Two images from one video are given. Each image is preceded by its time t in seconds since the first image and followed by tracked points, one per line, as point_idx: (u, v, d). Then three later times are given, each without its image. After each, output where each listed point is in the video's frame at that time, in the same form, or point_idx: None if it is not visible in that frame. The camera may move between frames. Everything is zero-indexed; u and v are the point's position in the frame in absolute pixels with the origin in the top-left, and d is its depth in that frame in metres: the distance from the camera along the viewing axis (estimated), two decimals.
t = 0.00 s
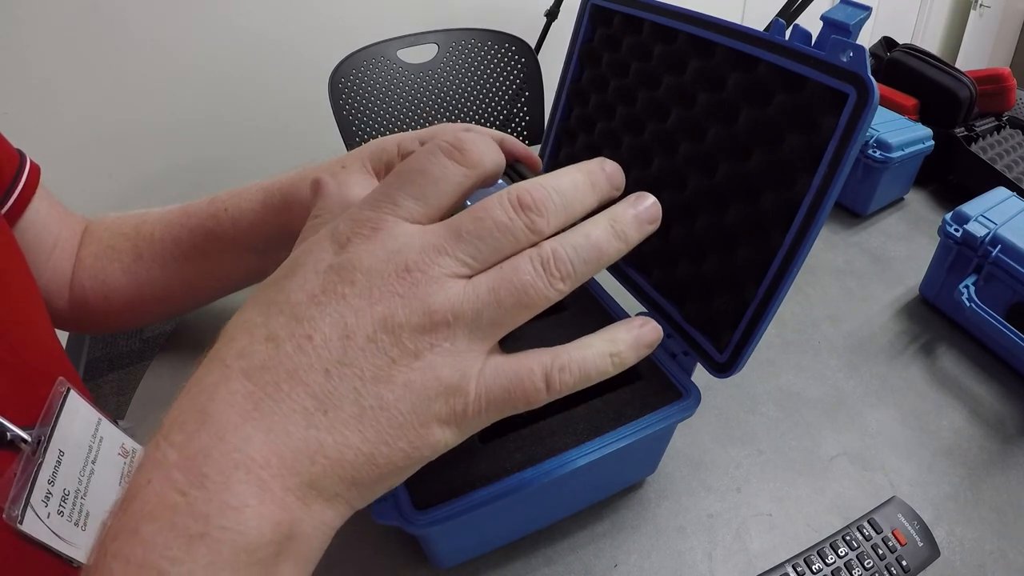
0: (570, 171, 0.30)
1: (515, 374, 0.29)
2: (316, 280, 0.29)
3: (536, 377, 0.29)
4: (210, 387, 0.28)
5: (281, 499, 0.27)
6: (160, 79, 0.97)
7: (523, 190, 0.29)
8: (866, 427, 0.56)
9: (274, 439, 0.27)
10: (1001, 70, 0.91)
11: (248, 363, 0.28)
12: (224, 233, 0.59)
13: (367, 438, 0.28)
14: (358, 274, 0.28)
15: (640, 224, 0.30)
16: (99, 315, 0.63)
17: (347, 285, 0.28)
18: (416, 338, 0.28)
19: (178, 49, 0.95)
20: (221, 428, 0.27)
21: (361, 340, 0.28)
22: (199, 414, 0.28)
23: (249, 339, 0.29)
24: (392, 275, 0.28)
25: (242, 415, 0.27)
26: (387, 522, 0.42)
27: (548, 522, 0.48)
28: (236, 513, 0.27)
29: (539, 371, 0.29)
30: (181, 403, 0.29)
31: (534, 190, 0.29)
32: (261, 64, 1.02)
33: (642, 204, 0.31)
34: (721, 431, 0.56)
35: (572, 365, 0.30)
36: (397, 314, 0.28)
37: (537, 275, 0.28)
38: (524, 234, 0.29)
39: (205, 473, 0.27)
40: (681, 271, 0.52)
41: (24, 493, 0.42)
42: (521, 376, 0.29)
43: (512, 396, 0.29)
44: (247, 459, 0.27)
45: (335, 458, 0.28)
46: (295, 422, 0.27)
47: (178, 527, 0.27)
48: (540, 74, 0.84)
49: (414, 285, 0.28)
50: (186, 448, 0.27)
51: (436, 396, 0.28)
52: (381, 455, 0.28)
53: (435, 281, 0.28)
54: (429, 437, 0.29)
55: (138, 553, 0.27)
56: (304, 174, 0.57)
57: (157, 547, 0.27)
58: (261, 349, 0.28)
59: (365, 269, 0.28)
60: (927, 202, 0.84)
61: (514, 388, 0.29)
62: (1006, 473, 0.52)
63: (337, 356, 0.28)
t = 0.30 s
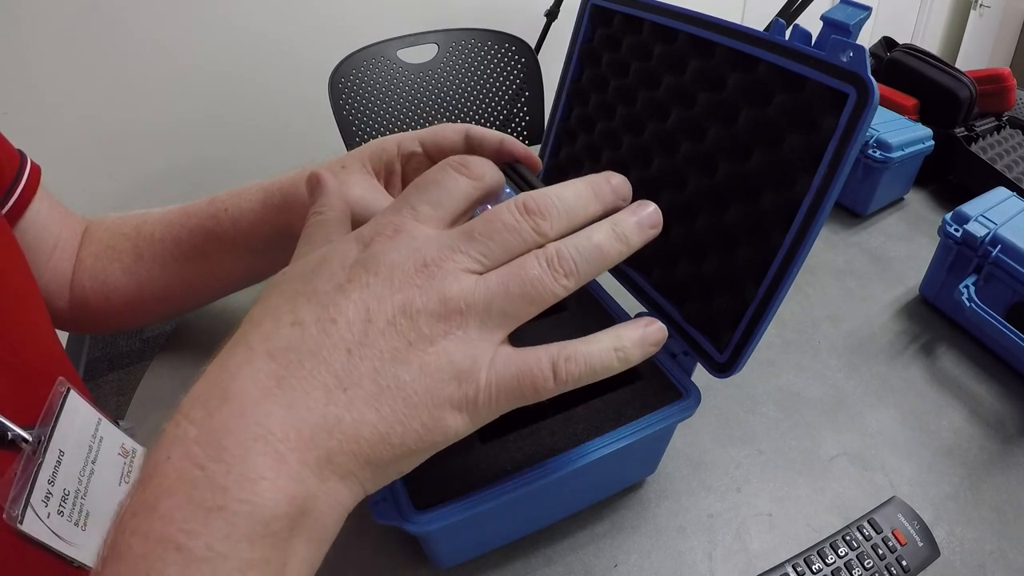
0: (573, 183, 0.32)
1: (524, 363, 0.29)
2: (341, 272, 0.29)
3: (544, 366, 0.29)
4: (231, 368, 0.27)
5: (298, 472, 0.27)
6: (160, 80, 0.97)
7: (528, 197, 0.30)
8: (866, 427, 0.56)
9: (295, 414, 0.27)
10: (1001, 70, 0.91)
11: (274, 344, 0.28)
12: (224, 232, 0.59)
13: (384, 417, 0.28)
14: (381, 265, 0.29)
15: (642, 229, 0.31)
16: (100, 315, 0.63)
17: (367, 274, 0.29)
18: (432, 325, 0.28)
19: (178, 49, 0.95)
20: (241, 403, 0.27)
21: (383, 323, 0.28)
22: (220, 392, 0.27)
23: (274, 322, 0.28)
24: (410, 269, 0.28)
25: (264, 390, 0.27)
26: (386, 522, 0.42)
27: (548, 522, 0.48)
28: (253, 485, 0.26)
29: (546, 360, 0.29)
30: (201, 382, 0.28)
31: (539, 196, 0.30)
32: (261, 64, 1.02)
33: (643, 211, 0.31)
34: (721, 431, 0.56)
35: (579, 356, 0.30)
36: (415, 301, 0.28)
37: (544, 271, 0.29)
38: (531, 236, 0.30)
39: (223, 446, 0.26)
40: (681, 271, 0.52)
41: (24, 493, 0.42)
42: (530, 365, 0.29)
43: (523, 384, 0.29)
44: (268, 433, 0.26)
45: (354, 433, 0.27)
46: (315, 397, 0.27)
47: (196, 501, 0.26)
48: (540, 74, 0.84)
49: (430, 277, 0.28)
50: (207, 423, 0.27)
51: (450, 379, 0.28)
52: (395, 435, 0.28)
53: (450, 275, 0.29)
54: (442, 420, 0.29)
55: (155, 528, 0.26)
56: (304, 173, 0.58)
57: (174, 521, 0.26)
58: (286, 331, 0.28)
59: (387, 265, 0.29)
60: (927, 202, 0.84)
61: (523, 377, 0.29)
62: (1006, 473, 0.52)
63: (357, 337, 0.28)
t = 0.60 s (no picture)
0: (565, 143, 0.30)
1: (507, 356, 0.29)
2: (300, 266, 0.29)
3: (527, 361, 0.29)
4: (191, 375, 0.28)
5: (260, 489, 0.27)
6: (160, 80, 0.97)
7: (511, 163, 0.29)
8: (866, 427, 0.56)
9: (252, 428, 0.27)
10: (1001, 70, 0.91)
11: (230, 353, 0.28)
12: (224, 233, 0.59)
13: (347, 428, 0.28)
14: (340, 258, 0.29)
15: (641, 195, 0.30)
16: (99, 315, 0.63)
17: (328, 268, 0.29)
18: (399, 321, 0.28)
19: (178, 49, 0.95)
20: (199, 418, 0.27)
21: (343, 324, 0.28)
22: (178, 407, 0.27)
23: (231, 328, 0.29)
24: (375, 257, 0.28)
25: (222, 405, 0.27)
26: (387, 523, 0.42)
27: (548, 522, 0.48)
28: (213, 505, 0.27)
29: (531, 352, 0.29)
30: (164, 395, 0.29)
31: (523, 162, 0.29)
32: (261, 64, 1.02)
33: (643, 173, 0.30)
34: (721, 431, 0.56)
35: (567, 349, 0.29)
36: (377, 294, 0.28)
37: (526, 252, 0.28)
38: (513, 209, 0.29)
39: (184, 465, 0.27)
40: (681, 271, 0.52)
41: (24, 493, 0.42)
42: (513, 361, 0.29)
43: (504, 381, 0.28)
44: (227, 450, 0.27)
45: (313, 448, 0.27)
46: (274, 412, 0.27)
47: (158, 520, 0.27)
48: (540, 74, 0.84)
49: (397, 267, 0.28)
50: (168, 439, 0.27)
51: (421, 382, 0.28)
52: (362, 446, 0.28)
53: (418, 262, 0.28)
54: (414, 426, 0.29)
55: (118, 545, 0.26)
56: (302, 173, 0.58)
57: (136, 540, 0.27)
58: (242, 336, 0.28)
59: (347, 251, 0.29)
60: (928, 202, 0.84)
61: (504, 374, 0.29)
62: (1007, 474, 0.52)
63: (316, 343, 0.28)
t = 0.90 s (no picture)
0: (561, 168, 0.30)
1: (499, 381, 0.29)
2: (297, 286, 0.29)
3: (520, 385, 0.29)
4: (190, 390, 0.28)
5: (258, 505, 0.27)
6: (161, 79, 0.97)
7: (506, 189, 0.29)
8: (866, 427, 0.56)
9: (250, 445, 0.27)
10: (1001, 70, 0.91)
11: (228, 369, 0.28)
12: (224, 233, 0.59)
13: (343, 447, 0.28)
14: (337, 278, 0.29)
15: (636, 222, 0.30)
16: (100, 315, 0.63)
17: (325, 290, 0.28)
18: (394, 344, 0.28)
19: (178, 48, 0.95)
20: (196, 434, 0.27)
21: (339, 345, 0.28)
22: (177, 422, 0.28)
23: (228, 345, 0.29)
24: (371, 279, 0.28)
25: (218, 421, 0.27)
26: (388, 523, 0.42)
27: (548, 522, 0.48)
28: (210, 520, 0.27)
29: (523, 376, 0.29)
30: (162, 409, 0.29)
31: (518, 189, 0.29)
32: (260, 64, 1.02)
33: (638, 200, 0.30)
34: (721, 430, 0.56)
35: (559, 373, 0.29)
36: (374, 318, 0.28)
37: (520, 278, 0.28)
38: (508, 235, 0.29)
39: (182, 481, 0.27)
40: (681, 271, 0.52)
41: (24, 493, 0.42)
42: (505, 384, 0.29)
43: (496, 405, 0.28)
44: (223, 466, 0.27)
45: (310, 465, 0.28)
46: (271, 430, 0.27)
47: (156, 534, 0.27)
48: (540, 74, 0.84)
49: (393, 290, 0.28)
50: (165, 454, 0.27)
51: (415, 403, 0.28)
52: (358, 464, 0.28)
53: (414, 285, 0.28)
54: (408, 445, 0.29)
55: (117, 558, 0.27)
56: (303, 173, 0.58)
57: (135, 553, 0.27)
58: (239, 354, 0.28)
59: (343, 274, 0.28)
60: (928, 202, 0.84)
61: (497, 398, 0.29)
62: (1007, 473, 0.52)
63: (313, 362, 0.28)
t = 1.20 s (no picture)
0: (580, 174, 0.31)
1: (526, 367, 0.29)
2: (335, 274, 0.29)
3: (546, 371, 0.29)
4: (227, 370, 0.28)
5: (294, 484, 0.27)
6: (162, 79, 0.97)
7: (531, 191, 0.30)
8: (866, 427, 0.56)
9: (290, 422, 0.27)
10: (1001, 70, 0.91)
11: (266, 352, 0.28)
12: (224, 232, 0.59)
13: (380, 426, 0.28)
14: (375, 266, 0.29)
15: (651, 224, 0.31)
16: (99, 315, 0.63)
17: (365, 277, 0.29)
18: (430, 329, 0.28)
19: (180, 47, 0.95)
20: (234, 413, 0.27)
21: (378, 329, 0.28)
22: (212, 401, 0.27)
23: (266, 329, 0.29)
24: (408, 269, 0.29)
25: (258, 400, 0.27)
26: (388, 523, 0.42)
27: (548, 522, 0.48)
28: (247, 497, 0.27)
29: (549, 363, 0.29)
30: (194, 391, 0.29)
31: (542, 190, 0.30)
32: (260, 64, 1.02)
33: (652, 204, 0.31)
34: (721, 431, 0.56)
35: (583, 360, 0.29)
36: (410, 305, 0.28)
37: (546, 270, 0.29)
38: (534, 232, 0.30)
39: (217, 458, 0.27)
40: (681, 271, 0.52)
41: (24, 493, 0.42)
42: (532, 370, 0.29)
43: (523, 389, 0.29)
44: (261, 444, 0.27)
45: (348, 444, 0.28)
46: (309, 408, 0.27)
47: (191, 512, 0.27)
48: (540, 74, 0.84)
49: (427, 279, 0.29)
50: (201, 433, 0.27)
51: (447, 385, 0.28)
52: (393, 443, 0.28)
53: (447, 275, 0.29)
54: (441, 427, 0.29)
55: (150, 537, 0.27)
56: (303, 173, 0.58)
57: (167, 532, 0.27)
58: (278, 337, 0.28)
59: (381, 263, 0.29)
60: (927, 202, 0.84)
61: (524, 383, 0.29)
62: (1006, 474, 0.52)
63: (351, 344, 0.28)
